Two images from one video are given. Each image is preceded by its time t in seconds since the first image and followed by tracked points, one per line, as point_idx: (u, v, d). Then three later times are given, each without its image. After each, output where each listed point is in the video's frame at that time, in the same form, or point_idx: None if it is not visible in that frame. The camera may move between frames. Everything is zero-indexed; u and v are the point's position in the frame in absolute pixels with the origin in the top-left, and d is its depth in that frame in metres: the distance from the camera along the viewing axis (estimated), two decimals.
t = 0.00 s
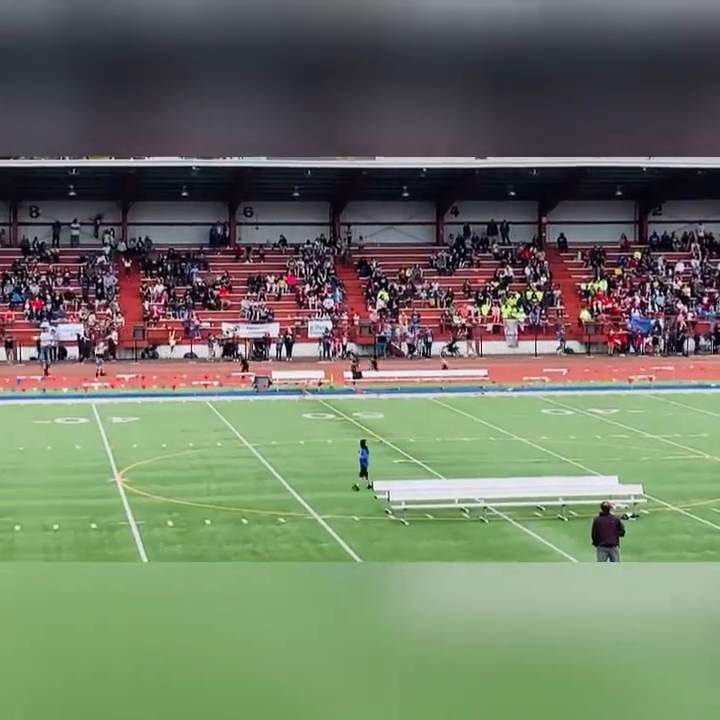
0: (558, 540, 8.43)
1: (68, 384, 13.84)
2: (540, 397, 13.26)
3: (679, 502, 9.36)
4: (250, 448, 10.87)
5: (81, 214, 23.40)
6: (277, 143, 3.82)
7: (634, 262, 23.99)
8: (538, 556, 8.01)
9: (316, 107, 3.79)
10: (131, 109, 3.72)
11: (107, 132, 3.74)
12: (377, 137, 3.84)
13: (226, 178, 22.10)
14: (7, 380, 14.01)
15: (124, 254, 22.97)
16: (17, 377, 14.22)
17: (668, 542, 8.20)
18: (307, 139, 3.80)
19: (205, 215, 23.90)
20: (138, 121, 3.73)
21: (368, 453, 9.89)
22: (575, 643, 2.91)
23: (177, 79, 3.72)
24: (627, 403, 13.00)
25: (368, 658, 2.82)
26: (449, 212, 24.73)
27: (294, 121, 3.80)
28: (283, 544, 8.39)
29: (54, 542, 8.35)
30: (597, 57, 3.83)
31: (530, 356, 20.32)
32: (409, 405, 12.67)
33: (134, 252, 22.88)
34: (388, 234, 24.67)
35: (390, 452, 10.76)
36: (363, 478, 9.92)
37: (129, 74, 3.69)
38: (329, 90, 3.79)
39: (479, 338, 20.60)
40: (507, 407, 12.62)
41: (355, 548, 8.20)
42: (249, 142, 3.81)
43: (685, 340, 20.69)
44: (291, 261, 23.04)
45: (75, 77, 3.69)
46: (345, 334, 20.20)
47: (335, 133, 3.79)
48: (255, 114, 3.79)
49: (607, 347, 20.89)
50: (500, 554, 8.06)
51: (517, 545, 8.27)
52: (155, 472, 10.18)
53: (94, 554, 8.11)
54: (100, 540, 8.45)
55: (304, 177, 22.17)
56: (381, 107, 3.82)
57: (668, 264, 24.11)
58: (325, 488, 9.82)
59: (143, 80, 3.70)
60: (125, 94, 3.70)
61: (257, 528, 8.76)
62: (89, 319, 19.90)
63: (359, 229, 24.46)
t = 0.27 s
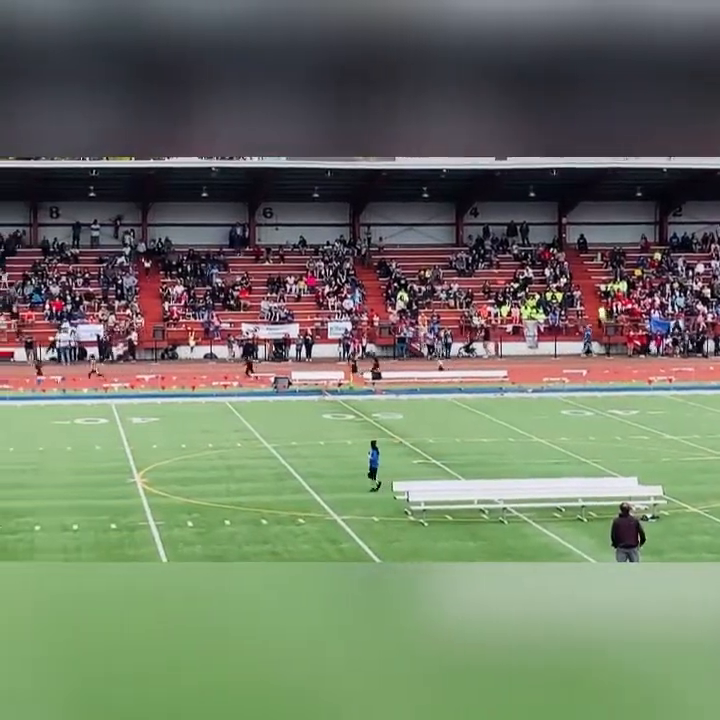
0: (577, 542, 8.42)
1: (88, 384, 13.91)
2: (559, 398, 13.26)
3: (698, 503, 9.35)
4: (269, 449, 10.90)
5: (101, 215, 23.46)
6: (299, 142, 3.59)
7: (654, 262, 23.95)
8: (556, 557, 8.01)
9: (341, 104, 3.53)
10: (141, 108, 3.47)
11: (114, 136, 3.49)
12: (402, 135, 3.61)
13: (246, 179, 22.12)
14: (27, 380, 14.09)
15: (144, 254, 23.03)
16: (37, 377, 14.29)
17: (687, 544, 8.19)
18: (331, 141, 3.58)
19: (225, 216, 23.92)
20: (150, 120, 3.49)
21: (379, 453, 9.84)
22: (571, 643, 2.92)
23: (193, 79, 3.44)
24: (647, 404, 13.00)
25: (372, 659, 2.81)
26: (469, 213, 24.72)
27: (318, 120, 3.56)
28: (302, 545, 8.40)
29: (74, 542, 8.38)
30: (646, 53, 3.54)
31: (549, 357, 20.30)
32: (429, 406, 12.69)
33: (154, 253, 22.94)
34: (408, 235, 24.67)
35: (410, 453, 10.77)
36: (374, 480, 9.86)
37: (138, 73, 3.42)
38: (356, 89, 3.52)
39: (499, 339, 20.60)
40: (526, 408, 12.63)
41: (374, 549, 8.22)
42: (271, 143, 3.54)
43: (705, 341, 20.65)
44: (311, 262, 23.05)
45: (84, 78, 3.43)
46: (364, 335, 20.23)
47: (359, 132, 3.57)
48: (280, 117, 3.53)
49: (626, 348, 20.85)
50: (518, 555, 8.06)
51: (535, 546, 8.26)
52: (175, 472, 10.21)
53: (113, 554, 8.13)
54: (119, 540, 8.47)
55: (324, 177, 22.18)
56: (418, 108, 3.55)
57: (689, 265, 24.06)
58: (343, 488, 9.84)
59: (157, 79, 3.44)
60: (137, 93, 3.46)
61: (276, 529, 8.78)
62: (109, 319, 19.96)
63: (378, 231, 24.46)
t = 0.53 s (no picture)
0: (595, 543, 8.41)
1: (107, 384, 13.96)
2: (578, 398, 13.27)
3: (717, 503, 9.34)
4: (287, 449, 10.93)
5: (120, 215, 23.50)
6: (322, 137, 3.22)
7: (673, 263, 23.92)
8: (575, 558, 8.00)
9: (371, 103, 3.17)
10: (155, 104, 3.12)
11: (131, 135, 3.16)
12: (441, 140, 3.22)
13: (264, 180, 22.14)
14: (47, 380, 14.14)
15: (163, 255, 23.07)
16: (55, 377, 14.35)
17: (706, 544, 8.19)
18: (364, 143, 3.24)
19: (243, 217, 23.95)
20: (165, 117, 3.14)
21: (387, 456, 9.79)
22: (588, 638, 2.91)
23: (216, 77, 3.08)
24: (666, 404, 13.00)
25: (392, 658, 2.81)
26: (487, 213, 24.71)
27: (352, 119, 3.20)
28: (320, 546, 8.40)
29: (93, 542, 8.40)
30: (646, 53, 3.13)
31: (566, 358, 20.29)
32: (447, 407, 12.70)
33: (172, 253, 22.97)
34: (427, 236, 24.67)
35: (428, 454, 10.77)
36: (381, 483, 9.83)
37: (154, 73, 3.06)
38: (392, 88, 3.14)
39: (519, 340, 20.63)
40: (545, 408, 12.64)
41: (392, 548, 8.24)
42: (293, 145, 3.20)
43: None
44: (330, 263, 23.06)
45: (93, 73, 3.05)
46: (383, 336, 20.24)
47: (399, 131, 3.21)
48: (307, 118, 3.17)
49: (645, 349, 20.79)
50: (536, 555, 8.08)
51: (554, 546, 8.27)
52: (193, 472, 10.24)
53: (132, 553, 8.16)
54: (138, 540, 8.49)
55: (341, 178, 22.18)
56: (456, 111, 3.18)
57: (708, 265, 24.03)
58: (361, 488, 9.85)
59: (174, 75, 3.07)
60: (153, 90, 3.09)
61: (295, 528, 8.79)
62: (127, 320, 19.99)
63: (397, 232, 24.41)
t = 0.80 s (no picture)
0: (612, 543, 8.40)
1: (125, 384, 13.99)
2: (596, 399, 13.26)
3: None
4: (305, 449, 10.93)
5: (137, 215, 23.54)
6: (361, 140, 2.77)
7: (690, 263, 23.88)
8: (591, 558, 7.99)
9: (415, 105, 2.72)
10: (169, 104, 2.66)
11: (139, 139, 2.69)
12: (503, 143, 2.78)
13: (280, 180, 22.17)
14: (64, 380, 14.17)
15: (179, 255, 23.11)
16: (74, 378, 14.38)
17: None
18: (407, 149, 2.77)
19: (260, 217, 23.97)
20: (181, 119, 2.68)
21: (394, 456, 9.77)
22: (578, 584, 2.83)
23: (234, 74, 2.63)
24: (685, 404, 12.99)
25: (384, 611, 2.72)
26: (504, 213, 24.68)
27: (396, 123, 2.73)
28: (336, 546, 8.40)
29: (110, 541, 8.42)
30: None
31: (583, 358, 20.29)
32: (466, 407, 12.70)
33: (189, 253, 23.00)
34: (444, 236, 24.67)
35: (446, 454, 10.75)
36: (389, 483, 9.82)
37: (166, 68, 2.61)
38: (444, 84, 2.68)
39: (536, 340, 20.65)
40: (563, 408, 12.63)
41: (410, 549, 8.24)
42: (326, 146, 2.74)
43: None
44: (347, 263, 23.07)
45: (93, 67, 2.58)
46: (400, 335, 20.28)
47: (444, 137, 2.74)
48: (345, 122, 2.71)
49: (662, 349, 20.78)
50: (553, 555, 8.08)
51: (572, 547, 8.26)
52: (211, 472, 10.24)
53: (149, 553, 8.17)
54: (155, 540, 8.50)
55: (357, 178, 22.20)
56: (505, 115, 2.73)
57: None
58: (378, 488, 9.85)
59: (192, 75, 2.62)
60: (166, 87, 2.64)
61: (312, 529, 8.80)
62: (145, 319, 20.03)
63: (414, 232, 24.43)
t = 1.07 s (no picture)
0: (630, 543, 8.39)
1: (142, 384, 13.97)
2: (613, 399, 13.23)
3: None
4: (322, 449, 10.93)
5: (155, 215, 23.59)
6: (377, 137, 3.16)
7: (708, 263, 23.82)
8: (609, 558, 7.98)
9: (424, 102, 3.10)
10: (204, 104, 3.03)
11: (174, 134, 3.08)
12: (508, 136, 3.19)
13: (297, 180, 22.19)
14: (81, 380, 14.16)
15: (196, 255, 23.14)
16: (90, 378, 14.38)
17: None
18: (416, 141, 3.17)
19: (277, 217, 24.00)
20: (212, 118, 3.06)
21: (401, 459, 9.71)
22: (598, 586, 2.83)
23: (264, 75, 3.00)
24: (702, 404, 12.96)
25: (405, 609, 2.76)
26: (521, 213, 24.67)
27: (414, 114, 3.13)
28: (354, 546, 8.40)
29: (128, 541, 8.43)
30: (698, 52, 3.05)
31: (601, 359, 20.22)
32: (483, 407, 12.69)
33: (206, 253, 23.02)
34: (461, 236, 24.66)
35: (464, 454, 10.75)
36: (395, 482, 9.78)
37: (199, 69, 2.97)
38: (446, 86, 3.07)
39: (554, 340, 20.59)
40: (581, 408, 12.61)
41: (428, 548, 8.24)
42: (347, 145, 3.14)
43: None
44: (364, 262, 23.07)
45: (131, 68, 2.95)
46: (416, 336, 20.21)
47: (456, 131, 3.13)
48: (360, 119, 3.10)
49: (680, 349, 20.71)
50: (571, 555, 8.07)
51: (589, 546, 8.24)
52: (228, 471, 10.25)
53: (167, 553, 8.17)
54: (173, 540, 8.50)
55: (374, 178, 22.20)
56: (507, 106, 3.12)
57: None
58: (395, 488, 9.84)
59: (224, 75, 2.99)
60: (201, 87, 3.00)
61: (330, 528, 8.80)
62: (162, 320, 20.07)
63: (431, 232, 24.44)
